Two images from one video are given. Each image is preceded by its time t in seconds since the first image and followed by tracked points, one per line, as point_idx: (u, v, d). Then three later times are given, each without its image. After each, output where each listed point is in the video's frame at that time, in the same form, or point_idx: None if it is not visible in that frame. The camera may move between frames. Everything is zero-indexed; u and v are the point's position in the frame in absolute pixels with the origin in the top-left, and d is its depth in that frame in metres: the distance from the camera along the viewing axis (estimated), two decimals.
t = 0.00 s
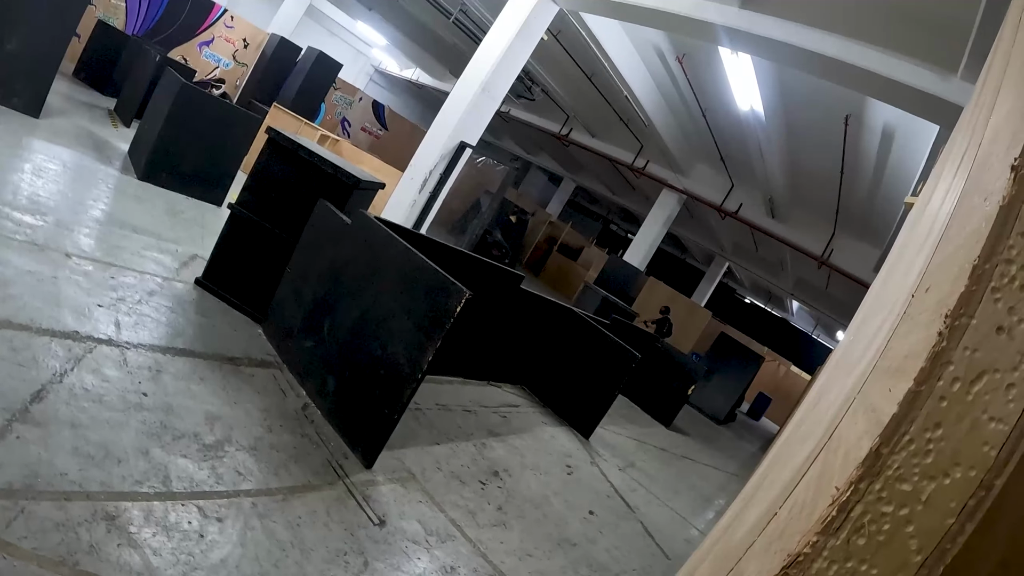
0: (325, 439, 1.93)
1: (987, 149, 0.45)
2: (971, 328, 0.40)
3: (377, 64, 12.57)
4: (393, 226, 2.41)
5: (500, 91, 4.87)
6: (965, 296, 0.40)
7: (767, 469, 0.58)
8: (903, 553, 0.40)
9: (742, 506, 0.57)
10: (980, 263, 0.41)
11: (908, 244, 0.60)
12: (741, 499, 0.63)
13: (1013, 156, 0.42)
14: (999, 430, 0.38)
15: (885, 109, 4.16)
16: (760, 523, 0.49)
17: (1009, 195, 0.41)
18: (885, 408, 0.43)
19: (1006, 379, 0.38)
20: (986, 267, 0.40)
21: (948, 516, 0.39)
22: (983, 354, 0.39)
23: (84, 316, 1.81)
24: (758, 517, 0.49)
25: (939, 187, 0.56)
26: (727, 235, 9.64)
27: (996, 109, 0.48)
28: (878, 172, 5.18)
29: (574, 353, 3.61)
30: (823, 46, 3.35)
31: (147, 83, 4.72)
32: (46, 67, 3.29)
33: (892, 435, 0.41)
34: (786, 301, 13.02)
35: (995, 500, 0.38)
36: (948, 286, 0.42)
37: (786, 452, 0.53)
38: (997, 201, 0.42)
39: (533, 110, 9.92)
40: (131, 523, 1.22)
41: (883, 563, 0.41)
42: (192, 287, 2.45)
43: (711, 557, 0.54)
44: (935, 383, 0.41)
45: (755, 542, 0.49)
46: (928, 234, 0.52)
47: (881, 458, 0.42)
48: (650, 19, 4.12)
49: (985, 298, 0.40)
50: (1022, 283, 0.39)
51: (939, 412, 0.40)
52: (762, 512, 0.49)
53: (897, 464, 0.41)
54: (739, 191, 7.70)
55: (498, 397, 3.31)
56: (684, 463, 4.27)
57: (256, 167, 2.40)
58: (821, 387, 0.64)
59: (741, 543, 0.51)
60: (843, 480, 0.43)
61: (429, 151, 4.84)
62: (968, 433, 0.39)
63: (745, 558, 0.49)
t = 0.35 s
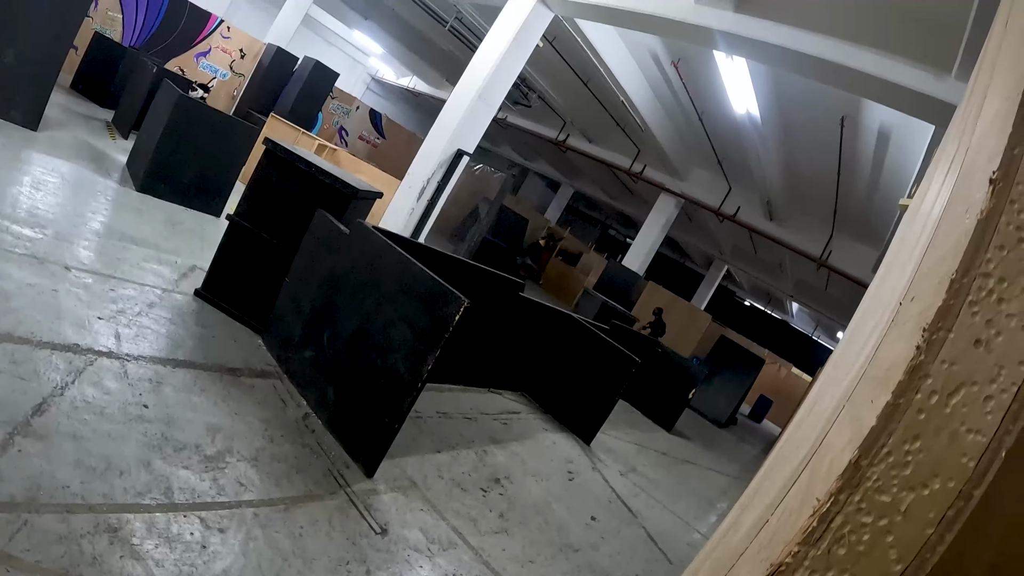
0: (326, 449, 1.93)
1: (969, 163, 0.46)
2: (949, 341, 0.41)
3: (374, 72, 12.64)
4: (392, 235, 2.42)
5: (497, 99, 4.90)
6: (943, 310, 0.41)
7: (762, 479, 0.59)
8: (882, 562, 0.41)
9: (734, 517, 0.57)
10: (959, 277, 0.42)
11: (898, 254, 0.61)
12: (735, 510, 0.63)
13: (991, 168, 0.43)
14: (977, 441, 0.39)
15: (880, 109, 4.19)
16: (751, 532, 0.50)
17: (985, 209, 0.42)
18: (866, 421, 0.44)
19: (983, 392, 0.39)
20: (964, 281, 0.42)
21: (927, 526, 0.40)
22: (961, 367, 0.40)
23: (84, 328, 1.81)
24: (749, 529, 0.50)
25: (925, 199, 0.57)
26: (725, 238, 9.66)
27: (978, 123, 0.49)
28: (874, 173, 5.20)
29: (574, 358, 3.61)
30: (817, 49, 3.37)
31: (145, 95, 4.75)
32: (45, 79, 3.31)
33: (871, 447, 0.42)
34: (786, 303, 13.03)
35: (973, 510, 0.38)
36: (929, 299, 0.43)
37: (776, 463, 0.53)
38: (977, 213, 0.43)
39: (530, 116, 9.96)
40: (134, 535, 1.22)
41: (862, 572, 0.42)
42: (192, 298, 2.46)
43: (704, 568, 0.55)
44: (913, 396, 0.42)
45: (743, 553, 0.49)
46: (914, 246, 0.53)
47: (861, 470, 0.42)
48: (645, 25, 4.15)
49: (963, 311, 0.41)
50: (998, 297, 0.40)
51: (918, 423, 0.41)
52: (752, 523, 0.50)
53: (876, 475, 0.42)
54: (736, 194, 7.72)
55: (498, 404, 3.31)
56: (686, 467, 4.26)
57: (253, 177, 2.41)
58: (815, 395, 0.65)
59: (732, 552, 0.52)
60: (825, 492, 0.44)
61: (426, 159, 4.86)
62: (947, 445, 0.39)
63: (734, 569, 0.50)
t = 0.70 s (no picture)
0: (327, 453, 1.93)
1: (965, 159, 0.47)
2: (948, 336, 0.41)
3: (371, 76, 12.67)
4: (390, 238, 2.42)
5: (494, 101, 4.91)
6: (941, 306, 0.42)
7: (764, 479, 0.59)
8: (882, 560, 0.41)
9: (735, 518, 0.57)
10: (956, 271, 0.42)
11: (897, 251, 0.61)
12: (737, 511, 0.63)
13: (988, 162, 0.43)
14: (976, 438, 0.39)
15: (877, 107, 4.19)
16: (753, 531, 0.51)
17: (982, 204, 0.42)
18: (864, 419, 0.44)
19: (983, 387, 0.39)
20: (962, 276, 0.42)
21: (928, 524, 0.39)
22: (959, 362, 0.40)
23: (83, 335, 1.81)
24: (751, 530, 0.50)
25: (924, 195, 0.57)
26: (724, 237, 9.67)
27: (974, 118, 0.49)
28: (872, 171, 5.21)
29: (574, 362, 3.60)
30: (813, 47, 3.38)
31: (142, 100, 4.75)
32: (41, 85, 3.31)
33: (871, 444, 0.42)
34: (785, 302, 13.04)
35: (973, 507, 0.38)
36: (927, 295, 0.43)
37: (776, 463, 0.54)
38: (973, 208, 0.43)
39: (527, 118, 9.97)
40: (134, 541, 1.22)
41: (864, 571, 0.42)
42: (191, 304, 2.46)
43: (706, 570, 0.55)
44: (911, 394, 0.42)
45: (745, 555, 0.49)
46: (913, 243, 0.53)
47: (859, 468, 0.43)
48: (640, 25, 4.16)
49: (962, 306, 0.41)
50: (997, 290, 0.40)
51: (917, 420, 0.41)
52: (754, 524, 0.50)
53: (875, 473, 0.42)
54: (734, 194, 7.73)
55: (498, 407, 3.31)
56: (687, 467, 4.26)
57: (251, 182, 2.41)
58: (814, 395, 0.65)
59: (734, 551, 0.52)
60: (824, 491, 0.44)
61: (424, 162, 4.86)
62: (946, 443, 0.39)
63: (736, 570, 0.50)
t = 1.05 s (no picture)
0: (327, 458, 1.93)
1: (960, 156, 0.47)
2: (943, 335, 0.41)
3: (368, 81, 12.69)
4: (387, 242, 2.43)
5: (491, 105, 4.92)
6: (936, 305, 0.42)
7: (762, 479, 0.59)
8: (880, 560, 0.41)
9: (734, 520, 0.58)
10: (951, 270, 0.43)
11: (892, 250, 0.61)
12: (734, 513, 0.64)
13: (981, 159, 0.44)
14: (973, 436, 0.39)
15: (873, 106, 4.21)
16: (751, 532, 0.51)
17: (976, 202, 0.42)
18: (860, 418, 0.44)
19: (980, 385, 0.39)
20: (958, 274, 0.42)
21: (926, 524, 0.40)
22: (955, 361, 0.40)
23: (83, 342, 1.81)
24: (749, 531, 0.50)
25: (920, 193, 0.57)
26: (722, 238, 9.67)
27: (966, 117, 0.49)
28: (869, 170, 5.22)
29: (574, 364, 3.61)
30: (809, 47, 3.38)
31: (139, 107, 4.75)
32: (38, 93, 3.32)
33: (866, 443, 0.43)
34: (785, 301, 13.04)
35: (969, 506, 0.38)
36: (922, 294, 0.44)
37: (774, 464, 0.54)
38: (967, 206, 0.43)
39: (524, 121, 9.99)
40: (135, 548, 1.21)
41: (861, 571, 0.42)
42: (189, 310, 2.45)
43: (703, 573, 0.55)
44: (907, 392, 0.42)
45: (743, 556, 0.50)
46: (909, 241, 0.54)
47: (856, 468, 0.43)
48: (636, 27, 4.17)
49: (957, 305, 0.41)
50: (991, 289, 0.40)
51: (913, 420, 0.41)
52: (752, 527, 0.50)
53: (871, 473, 0.42)
54: (732, 194, 7.73)
55: (499, 410, 3.31)
56: (688, 469, 4.25)
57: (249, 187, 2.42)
58: (811, 394, 0.65)
59: (733, 553, 0.52)
60: (820, 492, 0.44)
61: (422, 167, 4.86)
62: (943, 441, 0.40)
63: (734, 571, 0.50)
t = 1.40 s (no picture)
0: (327, 461, 1.92)
1: (956, 150, 0.47)
2: (941, 330, 0.41)
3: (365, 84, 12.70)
4: (386, 245, 2.43)
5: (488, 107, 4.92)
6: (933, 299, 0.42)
7: (763, 478, 0.59)
8: (879, 557, 0.41)
9: (736, 519, 0.57)
10: (947, 263, 0.42)
11: (891, 248, 0.61)
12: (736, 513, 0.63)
13: (977, 152, 0.43)
14: (973, 431, 0.39)
15: (870, 104, 4.21)
16: (751, 531, 0.51)
17: (973, 194, 0.42)
18: (859, 415, 0.44)
19: (978, 379, 0.39)
20: (954, 268, 0.42)
21: (926, 520, 0.39)
22: (953, 355, 0.40)
23: (82, 347, 1.81)
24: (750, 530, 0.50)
25: (918, 188, 0.57)
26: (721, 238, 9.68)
27: (963, 110, 0.49)
28: (867, 168, 5.22)
29: (573, 365, 3.61)
30: (806, 46, 3.38)
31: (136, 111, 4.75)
32: (34, 98, 3.32)
33: (865, 440, 0.43)
34: (784, 301, 13.05)
35: (968, 503, 0.38)
36: (920, 289, 0.44)
37: (775, 463, 0.54)
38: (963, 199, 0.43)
39: (522, 123, 10.01)
40: (135, 553, 1.21)
41: (861, 568, 0.42)
42: (188, 314, 2.45)
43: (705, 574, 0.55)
44: (904, 388, 0.42)
45: (743, 554, 0.50)
46: (909, 237, 0.53)
47: (854, 464, 0.43)
48: (632, 27, 4.16)
49: (953, 298, 0.41)
50: (989, 282, 0.40)
51: (911, 415, 0.41)
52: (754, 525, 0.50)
53: (869, 469, 0.42)
54: (730, 194, 7.74)
55: (499, 412, 3.31)
56: (689, 468, 4.25)
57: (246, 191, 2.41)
58: (812, 392, 0.65)
59: (734, 551, 0.52)
60: (819, 489, 0.44)
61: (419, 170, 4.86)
62: (942, 436, 0.39)
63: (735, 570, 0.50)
